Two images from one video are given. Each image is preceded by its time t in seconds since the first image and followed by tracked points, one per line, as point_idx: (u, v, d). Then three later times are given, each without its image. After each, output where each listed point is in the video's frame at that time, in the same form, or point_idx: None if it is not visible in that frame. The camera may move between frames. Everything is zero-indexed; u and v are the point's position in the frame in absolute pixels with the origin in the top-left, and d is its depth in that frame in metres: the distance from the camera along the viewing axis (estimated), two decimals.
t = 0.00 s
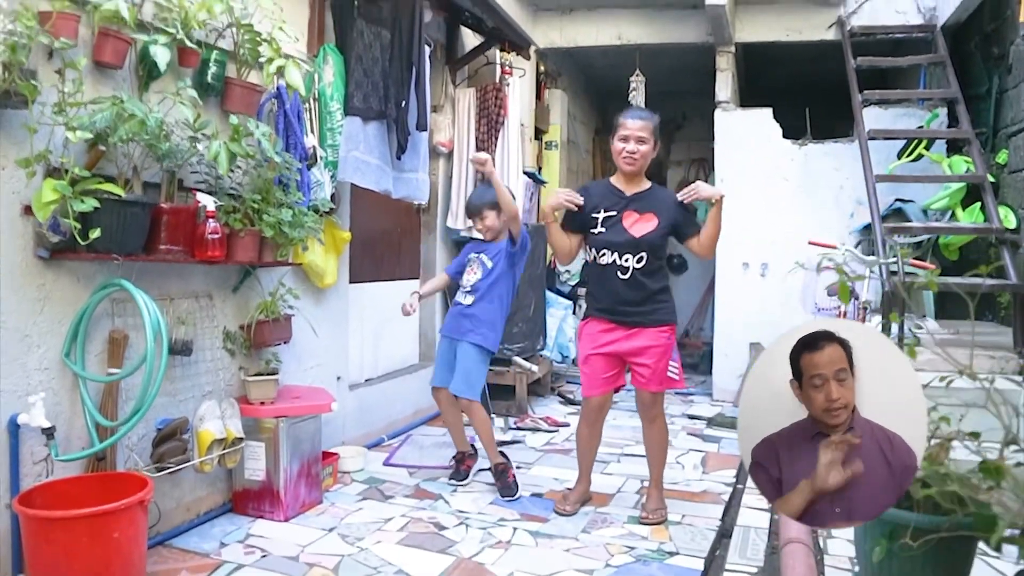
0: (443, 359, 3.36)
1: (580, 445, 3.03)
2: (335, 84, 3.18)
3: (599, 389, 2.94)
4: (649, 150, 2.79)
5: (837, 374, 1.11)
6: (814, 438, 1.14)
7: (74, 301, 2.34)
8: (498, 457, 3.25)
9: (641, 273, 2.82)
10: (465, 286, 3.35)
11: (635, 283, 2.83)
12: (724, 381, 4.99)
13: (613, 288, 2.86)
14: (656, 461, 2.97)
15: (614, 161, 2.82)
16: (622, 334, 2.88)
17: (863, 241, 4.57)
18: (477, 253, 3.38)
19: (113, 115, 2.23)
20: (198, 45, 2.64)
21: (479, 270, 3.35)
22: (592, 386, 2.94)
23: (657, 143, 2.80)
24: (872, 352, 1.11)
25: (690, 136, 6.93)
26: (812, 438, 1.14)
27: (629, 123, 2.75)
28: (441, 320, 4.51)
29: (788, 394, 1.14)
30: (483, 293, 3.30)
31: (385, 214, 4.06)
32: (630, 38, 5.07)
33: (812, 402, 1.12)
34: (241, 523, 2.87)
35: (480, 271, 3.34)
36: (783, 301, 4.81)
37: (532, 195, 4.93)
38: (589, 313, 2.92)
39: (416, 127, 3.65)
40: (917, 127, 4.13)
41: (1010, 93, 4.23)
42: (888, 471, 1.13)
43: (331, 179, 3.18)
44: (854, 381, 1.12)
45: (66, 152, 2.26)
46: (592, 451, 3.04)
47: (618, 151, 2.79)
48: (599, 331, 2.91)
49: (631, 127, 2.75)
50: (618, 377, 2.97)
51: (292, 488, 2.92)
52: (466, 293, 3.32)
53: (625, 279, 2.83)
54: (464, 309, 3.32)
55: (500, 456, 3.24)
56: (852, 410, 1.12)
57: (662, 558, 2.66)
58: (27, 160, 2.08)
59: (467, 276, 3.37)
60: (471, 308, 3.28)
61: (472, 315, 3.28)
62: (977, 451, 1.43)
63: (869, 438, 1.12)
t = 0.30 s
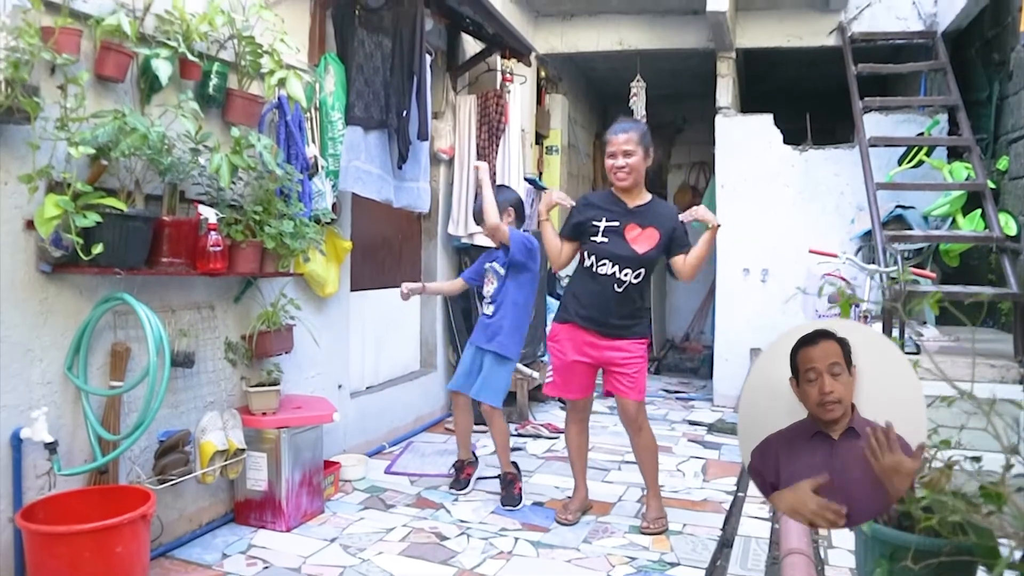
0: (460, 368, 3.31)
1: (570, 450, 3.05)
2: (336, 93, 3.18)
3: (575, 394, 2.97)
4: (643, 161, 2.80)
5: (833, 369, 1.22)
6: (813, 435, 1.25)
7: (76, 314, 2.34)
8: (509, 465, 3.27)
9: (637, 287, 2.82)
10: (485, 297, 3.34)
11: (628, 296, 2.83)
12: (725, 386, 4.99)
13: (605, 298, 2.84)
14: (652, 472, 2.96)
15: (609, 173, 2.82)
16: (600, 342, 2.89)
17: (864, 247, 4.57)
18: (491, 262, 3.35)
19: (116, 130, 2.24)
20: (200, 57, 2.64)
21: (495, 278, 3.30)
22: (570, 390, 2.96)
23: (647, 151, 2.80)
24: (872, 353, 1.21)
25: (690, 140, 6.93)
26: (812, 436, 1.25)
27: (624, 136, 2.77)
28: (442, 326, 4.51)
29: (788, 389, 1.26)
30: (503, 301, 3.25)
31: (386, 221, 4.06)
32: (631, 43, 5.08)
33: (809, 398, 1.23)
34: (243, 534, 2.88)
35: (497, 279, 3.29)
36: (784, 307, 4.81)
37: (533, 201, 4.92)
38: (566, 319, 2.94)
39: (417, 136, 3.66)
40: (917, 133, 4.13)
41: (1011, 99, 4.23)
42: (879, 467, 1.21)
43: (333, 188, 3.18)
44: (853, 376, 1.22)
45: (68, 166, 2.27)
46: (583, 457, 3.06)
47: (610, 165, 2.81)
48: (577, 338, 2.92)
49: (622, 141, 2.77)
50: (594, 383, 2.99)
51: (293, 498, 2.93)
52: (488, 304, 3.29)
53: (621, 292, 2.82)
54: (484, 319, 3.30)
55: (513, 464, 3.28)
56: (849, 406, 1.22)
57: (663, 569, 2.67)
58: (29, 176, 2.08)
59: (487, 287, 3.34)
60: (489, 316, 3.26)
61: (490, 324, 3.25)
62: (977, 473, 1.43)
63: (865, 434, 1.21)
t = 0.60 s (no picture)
0: (502, 389, 3.31)
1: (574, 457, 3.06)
2: (336, 101, 3.18)
3: (578, 399, 2.98)
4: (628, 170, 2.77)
5: (830, 365, 1.06)
6: (813, 437, 1.09)
7: (76, 325, 2.34)
8: (523, 473, 3.30)
9: (639, 293, 2.80)
10: (508, 314, 3.31)
11: (631, 306, 2.82)
12: (725, 391, 4.99)
13: (607, 310, 2.84)
14: (654, 480, 2.96)
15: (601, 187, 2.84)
16: (602, 350, 2.89)
17: (864, 252, 4.57)
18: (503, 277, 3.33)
19: (115, 141, 2.24)
20: (200, 67, 2.64)
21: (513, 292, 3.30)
22: (573, 394, 2.98)
23: (633, 159, 2.75)
24: (873, 351, 1.05)
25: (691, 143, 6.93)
26: (812, 438, 1.09)
27: (607, 148, 2.76)
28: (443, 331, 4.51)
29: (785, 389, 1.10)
30: (530, 314, 3.27)
31: (387, 227, 4.07)
32: (631, 48, 5.08)
33: (804, 397, 1.08)
34: (243, 542, 2.88)
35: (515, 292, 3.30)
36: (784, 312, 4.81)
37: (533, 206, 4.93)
38: (571, 325, 2.95)
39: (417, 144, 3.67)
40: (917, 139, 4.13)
41: (1011, 104, 4.23)
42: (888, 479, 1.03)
43: (333, 196, 3.18)
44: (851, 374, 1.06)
45: (68, 178, 2.27)
46: (586, 464, 3.06)
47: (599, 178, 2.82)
48: (580, 344, 2.93)
49: (604, 154, 2.77)
50: (598, 390, 2.99)
51: (294, 506, 2.93)
52: (515, 321, 3.29)
53: (622, 298, 2.82)
54: (516, 338, 3.28)
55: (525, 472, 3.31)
56: (849, 409, 1.06)
57: None
58: (29, 189, 2.08)
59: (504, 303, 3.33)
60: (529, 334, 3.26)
61: (529, 342, 3.26)
62: (977, 493, 1.43)
63: (870, 439, 1.04)
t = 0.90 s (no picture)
0: (496, 395, 3.30)
1: (591, 467, 3.01)
2: (334, 108, 3.19)
3: (608, 407, 2.91)
4: (642, 180, 2.78)
5: (829, 366, 1.06)
6: (814, 437, 1.11)
7: (73, 336, 2.34)
8: (520, 481, 3.29)
9: (657, 298, 2.80)
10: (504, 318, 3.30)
11: (653, 311, 2.80)
12: (724, 395, 4.99)
13: (632, 316, 2.84)
14: (661, 485, 2.96)
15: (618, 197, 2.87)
16: (634, 356, 2.86)
17: (863, 257, 4.57)
18: (503, 281, 3.33)
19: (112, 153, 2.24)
20: (197, 76, 2.64)
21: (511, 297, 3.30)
22: (602, 402, 2.92)
23: (644, 167, 2.77)
24: (873, 352, 1.05)
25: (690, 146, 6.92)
26: (812, 438, 1.11)
27: (620, 157, 2.79)
28: (442, 336, 4.51)
29: (784, 389, 1.11)
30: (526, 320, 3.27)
31: (386, 233, 4.07)
32: (630, 52, 5.07)
33: (803, 397, 1.09)
34: (241, 551, 2.88)
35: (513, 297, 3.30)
36: (783, 316, 4.81)
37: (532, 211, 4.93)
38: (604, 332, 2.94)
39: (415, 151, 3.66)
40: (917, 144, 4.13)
41: (1010, 110, 4.22)
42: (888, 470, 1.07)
43: (331, 203, 3.18)
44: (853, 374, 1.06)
45: (65, 190, 2.27)
46: (600, 475, 3.03)
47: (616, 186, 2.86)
48: (611, 350, 2.90)
49: (617, 163, 2.80)
50: (628, 399, 2.94)
51: (292, 514, 2.93)
52: (512, 326, 3.26)
53: (641, 303, 2.82)
54: (512, 343, 3.27)
55: (523, 479, 3.31)
56: (851, 409, 1.06)
57: None
58: (25, 201, 2.08)
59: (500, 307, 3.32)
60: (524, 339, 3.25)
61: (525, 348, 3.26)
62: (973, 511, 1.42)
63: (869, 437, 1.06)
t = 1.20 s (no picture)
0: (479, 393, 3.31)
1: (603, 471, 3.01)
2: (334, 110, 3.20)
3: (620, 413, 2.91)
4: (646, 182, 2.79)
5: (831, 364, 0.99)
6: (813, 437, 1.03)
7: (73, 338, 2.35)
8: (518, 481, 3.30)
9: (664, 302, 2.81)
10: (487, 316, 3.31)
11: (660, 316, 2.81)
12: (724, 396, 4.99)
13: (641, 318, 2.84)
14: (665, 484, 2.96)
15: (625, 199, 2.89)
16: (644, 361, 2.85)
17: (863, 258, 4.57)
18: (489, 278, 3.34)
19: (112, 155, 2.24)
20: (197, 78, 2.64)
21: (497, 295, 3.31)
22: (614, 409, 2.91)
23: (648, 169, 2.78)
24: (874, 351, 0.99)
25: (690, 146, 6.93)
26: (812, 438, 1.03)
27: (623, 159, 2.80)
28: (442, 337, 4.51)
29: (784, 389, 1.04)
30: (509, 319, 3.28)
31: (386, 234, 4.07)
32: (631, 53, 5.07)
33: (803, 396, 1.02)
34: (241, 552, 2.88)
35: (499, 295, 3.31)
36: (782, 317, 4.81)
37: (532, 212, 4.93)
38: (614, 338, 2.93)
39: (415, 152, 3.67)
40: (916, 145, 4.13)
41: (1010, 111, 4.22)
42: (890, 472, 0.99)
43: (331, 204, 3.18)
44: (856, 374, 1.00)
45: (65, 192, 2.27)
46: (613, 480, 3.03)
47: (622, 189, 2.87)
48: (621, 356, 2.90)
49: (622, 166, 2.82)
50: (639, 404, 2.93)
51: (292, 515, 2.94)
52: (494, 323, 3.28)
53: (648, 307, 2.83)
54: (493, 340, 3.28)
55: (521, 480, 3.31)
56: (852, 409, 1.00)
57: None
58: (25, 204, 2.09)
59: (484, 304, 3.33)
60: (503, 338, 3.25)
61: (503, 346, 3.25)
62: (972, 514, 1.42)
63: (869, 438, 0.99)
